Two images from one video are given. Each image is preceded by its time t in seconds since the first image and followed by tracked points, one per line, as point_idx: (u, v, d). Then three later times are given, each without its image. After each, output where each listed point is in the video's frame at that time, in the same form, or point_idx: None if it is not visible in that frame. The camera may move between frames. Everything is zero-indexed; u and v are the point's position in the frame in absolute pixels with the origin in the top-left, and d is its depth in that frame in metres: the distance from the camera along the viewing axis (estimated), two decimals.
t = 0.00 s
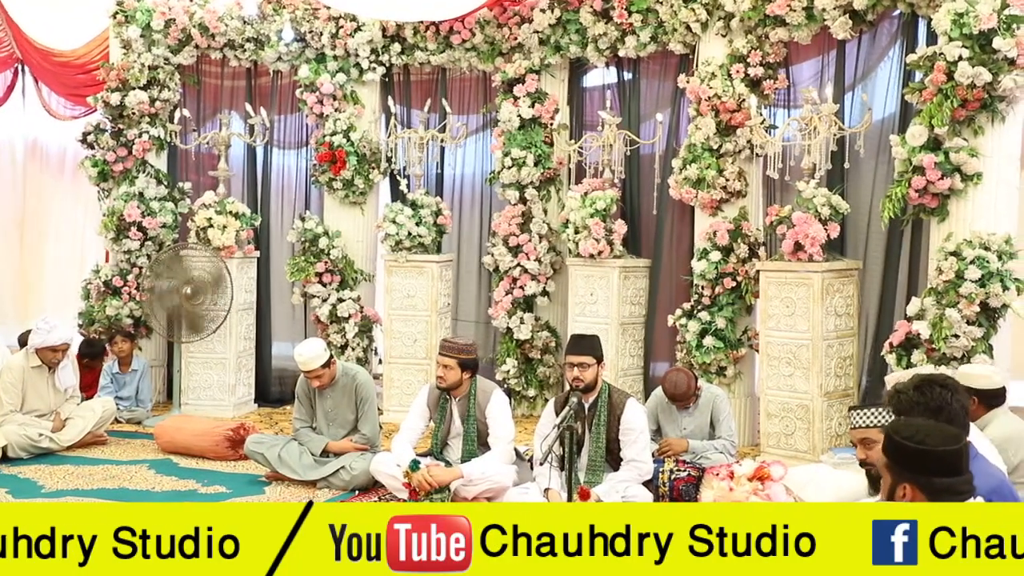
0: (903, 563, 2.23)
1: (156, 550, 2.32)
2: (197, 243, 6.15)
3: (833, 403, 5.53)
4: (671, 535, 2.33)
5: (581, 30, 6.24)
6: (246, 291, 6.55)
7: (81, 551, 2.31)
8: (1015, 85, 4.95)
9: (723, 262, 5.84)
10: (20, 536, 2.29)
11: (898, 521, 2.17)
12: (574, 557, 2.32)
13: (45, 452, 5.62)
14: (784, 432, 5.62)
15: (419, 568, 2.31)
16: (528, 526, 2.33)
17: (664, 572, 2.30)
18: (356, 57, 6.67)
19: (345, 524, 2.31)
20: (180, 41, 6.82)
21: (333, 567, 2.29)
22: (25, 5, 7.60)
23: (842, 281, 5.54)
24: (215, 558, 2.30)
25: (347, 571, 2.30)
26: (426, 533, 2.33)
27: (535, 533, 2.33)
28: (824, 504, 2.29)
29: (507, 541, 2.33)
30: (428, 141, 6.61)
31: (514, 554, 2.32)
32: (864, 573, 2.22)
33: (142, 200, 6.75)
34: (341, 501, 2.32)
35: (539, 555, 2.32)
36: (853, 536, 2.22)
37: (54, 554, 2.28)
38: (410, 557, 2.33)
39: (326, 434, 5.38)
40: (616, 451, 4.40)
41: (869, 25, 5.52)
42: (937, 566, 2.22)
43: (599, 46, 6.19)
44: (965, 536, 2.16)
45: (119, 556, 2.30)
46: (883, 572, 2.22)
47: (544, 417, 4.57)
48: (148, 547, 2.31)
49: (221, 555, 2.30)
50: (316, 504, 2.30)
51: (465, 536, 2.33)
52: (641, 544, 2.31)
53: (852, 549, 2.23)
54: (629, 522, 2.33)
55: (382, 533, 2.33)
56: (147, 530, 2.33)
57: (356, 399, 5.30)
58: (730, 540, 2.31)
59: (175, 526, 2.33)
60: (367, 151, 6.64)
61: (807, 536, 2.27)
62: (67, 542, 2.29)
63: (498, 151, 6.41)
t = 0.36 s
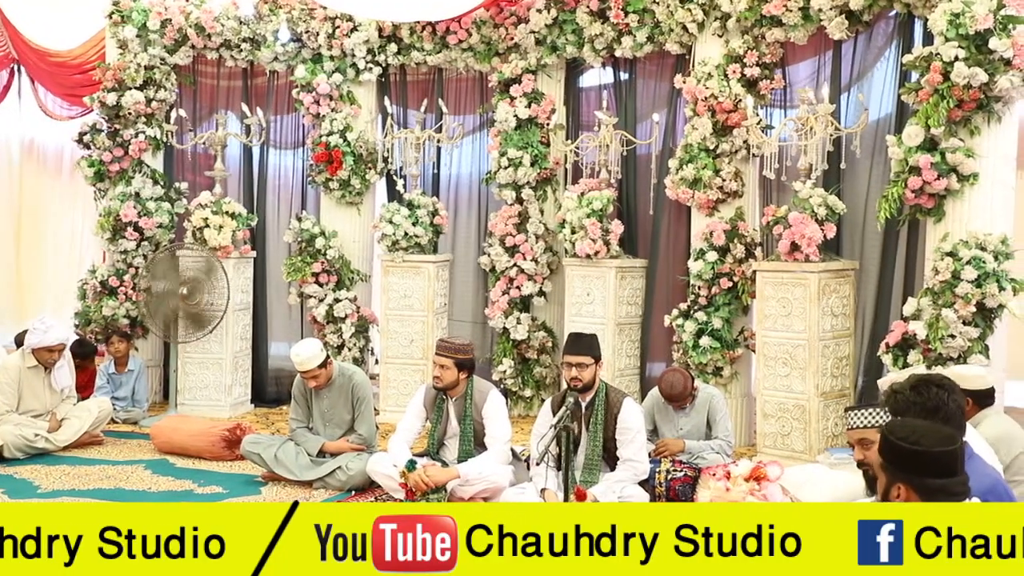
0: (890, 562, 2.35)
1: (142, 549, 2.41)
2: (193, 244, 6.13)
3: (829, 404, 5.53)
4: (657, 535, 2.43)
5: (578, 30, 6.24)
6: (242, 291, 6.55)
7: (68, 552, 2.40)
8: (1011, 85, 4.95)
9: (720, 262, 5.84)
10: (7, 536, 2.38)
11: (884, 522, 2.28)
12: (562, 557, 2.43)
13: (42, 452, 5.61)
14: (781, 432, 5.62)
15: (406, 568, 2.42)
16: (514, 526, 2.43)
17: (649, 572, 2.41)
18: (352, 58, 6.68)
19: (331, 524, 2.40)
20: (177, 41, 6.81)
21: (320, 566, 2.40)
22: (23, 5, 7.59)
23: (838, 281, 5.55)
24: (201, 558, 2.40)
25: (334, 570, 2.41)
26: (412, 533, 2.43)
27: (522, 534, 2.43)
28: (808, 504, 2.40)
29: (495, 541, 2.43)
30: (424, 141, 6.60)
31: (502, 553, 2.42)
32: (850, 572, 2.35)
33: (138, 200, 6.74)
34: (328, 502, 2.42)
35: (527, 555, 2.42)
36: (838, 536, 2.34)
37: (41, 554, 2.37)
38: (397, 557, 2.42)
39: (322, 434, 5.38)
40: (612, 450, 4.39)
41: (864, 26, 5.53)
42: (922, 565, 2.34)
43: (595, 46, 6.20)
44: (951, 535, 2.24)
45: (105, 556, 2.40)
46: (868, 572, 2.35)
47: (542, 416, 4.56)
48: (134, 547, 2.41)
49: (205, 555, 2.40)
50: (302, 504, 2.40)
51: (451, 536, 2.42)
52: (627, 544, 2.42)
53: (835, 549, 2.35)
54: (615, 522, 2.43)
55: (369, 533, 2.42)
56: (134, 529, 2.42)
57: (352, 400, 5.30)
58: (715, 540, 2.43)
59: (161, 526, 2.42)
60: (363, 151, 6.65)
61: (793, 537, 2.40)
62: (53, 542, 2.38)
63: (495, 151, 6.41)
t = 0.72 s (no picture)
0: (875, 563, 2.27)
1: (127, 550, 2.32)
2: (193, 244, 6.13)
3: (829, 403, 5.54)
4: (643, 535, 2.34)
5: (577, 31, 6.24)
6: (242, 291, 6.55)
7: (53, 550, 2.31)
8: (1010, 85, 4.95)
9: (719, 262, 5.84)
10: None
11: (870, 522, 2.24)
12: (546, 557, 2.33)
13: (41, 452, 5.60)
14: (780, 432, 5.62)
15: (390, 568, 2.33)
16: (499, 526, 2.33)
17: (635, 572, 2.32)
18: (352, 58, 6.68)
19: (316, 524, 2.31)
20: (176, 41, 6.81)
21: (304, 567, 2.30)
22: (23, 7, 7.58)
23: (837, 281, 5.56)
24: (186, 558, 2.30)
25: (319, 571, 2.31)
26: (397, 533, 2.34)
27: (507, 534, 2.34)
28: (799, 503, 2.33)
29: (479, 541, 2.33)
30: (424, 141, 6.58)
31: (485, 554, 2.33)
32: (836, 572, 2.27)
33: (138, 200, 6.73)
34: (313, 501, 2.32)
35: (511, 555, 2.33)
36: (828, 536, 2.27)
37: (25, 554, 2.28)
38: (381, 557, 2.33)
39: (322, 434, 5.39)
40: (612, 450, 4.39)
41: (864, 26, 5.53)
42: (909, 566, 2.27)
43: (595, 46, 6.20)
44: (936, 536, 2.19)
45: (89, 556, 2.31)
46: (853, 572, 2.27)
47: (541, 416, 4.56)
48: (119, 547, 2.31)
49: (192, 555, 2.31)
50: (288, 503, 2.31)
51: (436, 536, 2.33)
52: (612, 543, 2.33)
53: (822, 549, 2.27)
54: (600, 522, 2.34)
55: (353, 533, 2.32)
56: (119, 529, 2.33)
57: (352, 400, 5.31)
58: (702, 540, 2.34)
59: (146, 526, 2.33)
60: (362, 151, 6.66)
61: (779, 536, 2.32)
62: (38, 541, 2.30)
63: (495, 151, 6.41)
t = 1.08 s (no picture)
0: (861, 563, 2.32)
1: (113, 550, 2.37)
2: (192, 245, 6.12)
3: (828, 404, 5.54)
4: (628, 535, 2.40)
5: (577, 31, 6.23)
6: (241, 292, 6.54)
7: (38, 552, 2.35)
8: (1009, 86, 4.95)
9: (719, 262, 5.84)
10: None
11: (855, 521, 2.31)
12: (532, 557, 2.39)
13: (40, 453, 5.60)
14: (779, 432, 5.62)
15: (377, 568, 2.39)
16: (486, 527, 2.40)
17: (620, 572, 2.38)
18: (351, 58, 6.67)
19: (302, 524, 2.36)
20: (175, 41, 6.81)
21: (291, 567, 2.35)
22: (25, 7, 7.61)
23: (837, 281, 5.56)
24: (172, 558, 2.35)
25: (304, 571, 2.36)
26: (383, 534, 2.40)
27: (493, 534, 2.40)
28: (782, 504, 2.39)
29: (465, 542, 2.40)
30: (423, 142, 6.54)
31: (471, 554, 2.39)
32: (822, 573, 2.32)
33: (137, 200, 6.72)
34: (300, 502, 2.37)
35: (497, 555, 2.39)
36: (812, 535, 2.33)
37: (11, 554, 2.33)
38: (368, 557, 2.39)
39: (321, 434, 5.39)
40: (611, 451, 4.39)
41: (863, 26, 5.53)
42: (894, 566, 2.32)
43: (594, 47, 6.20)
44: (921, 535, 2.23)
45: (76, 556, 2.35)
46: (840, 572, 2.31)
47: (540, 417, 4.57)
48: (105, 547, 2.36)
49: (177, 555, 2.36)
50: (273, 504, 2.36)
51: (421, 536, 2.40)
52: (598, 544, 2.40)
53: (806, 549, 2.33)
54: (587, 522, 2.40)
55: (340, 534, 2.37)
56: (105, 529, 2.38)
57: (351, 400, 5.31)
58: (686, 540, 2.40)
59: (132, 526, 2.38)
60: (362, 151, 6.65)
61: (764, 537, 2.38)
62: (24, 541, 2.34)
63: (494, 151, 6.42)
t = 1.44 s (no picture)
0: (842, 561, 2.52)
1: (98, 550, 2.57)
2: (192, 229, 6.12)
3: (828, 389, 5.55)
4: (614, 535, 2.62)
5: (577, 16, 6.21)
6: (242, 276, 6.54)
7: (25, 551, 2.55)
8: (1012, 72, 4.95)
9: (719, 248, 5.83)
10: None
11: (842, 522, 2.51)
12: (517, 556, 2.60)
13: (42, 437, 5.61)
14: (779, 418, 5.64)
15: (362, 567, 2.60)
16: (470, 527, 2.61)
17: (606, 571, 2.60)
18: (351, 42, 6.63)
19: (288, 524, 2.57)
20: (174, 25, 6.77)
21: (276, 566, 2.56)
22: None
23: (837, 267, 5.56)
24: (157, 558, 2.56)
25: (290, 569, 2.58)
26: (369, 533, 2.61)
27: (478, 534, 2.61)
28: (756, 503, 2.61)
29: (451, 541, 2.61)
30: (423, 127, 6.61)
31: (457, 553, 2.60)
32: (808, 571, 2.52)
33: (136, 185, 6.71)
34: (284, 504, 2.59)
35: (483, 555, 2.61)
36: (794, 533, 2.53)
37: None
38: (353, 557, 2.60)
39: (322, 419, 5.41)
40: (611, 435, 4.41)
41: (866, 12, 5.51)
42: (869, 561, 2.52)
43: (595, 32, 6.17)
44: (908, 536, 2.43)
45: (61, 556, 2.54)
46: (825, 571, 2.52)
47: (540, 402, 4.58)
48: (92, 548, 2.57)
49: (164, 555, 2.56)
50: (258, 504, 2.57)
51: (406, 536, 2.62)
52: (584, 544, 2.62)
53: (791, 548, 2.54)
54: (572, 523, 2.61)
55: (325, 534, 2.59)
56: (90, 529, 2.58)
57: (352, 383, 5.33)
58: (671, 540, 2.62)
59: (117, 526, 2.59)
60: (361, 136, 6.61)
61: (749, 536, 2.59)
62: (10, 541, 2.55)
63: (494, 137, 6.39)
